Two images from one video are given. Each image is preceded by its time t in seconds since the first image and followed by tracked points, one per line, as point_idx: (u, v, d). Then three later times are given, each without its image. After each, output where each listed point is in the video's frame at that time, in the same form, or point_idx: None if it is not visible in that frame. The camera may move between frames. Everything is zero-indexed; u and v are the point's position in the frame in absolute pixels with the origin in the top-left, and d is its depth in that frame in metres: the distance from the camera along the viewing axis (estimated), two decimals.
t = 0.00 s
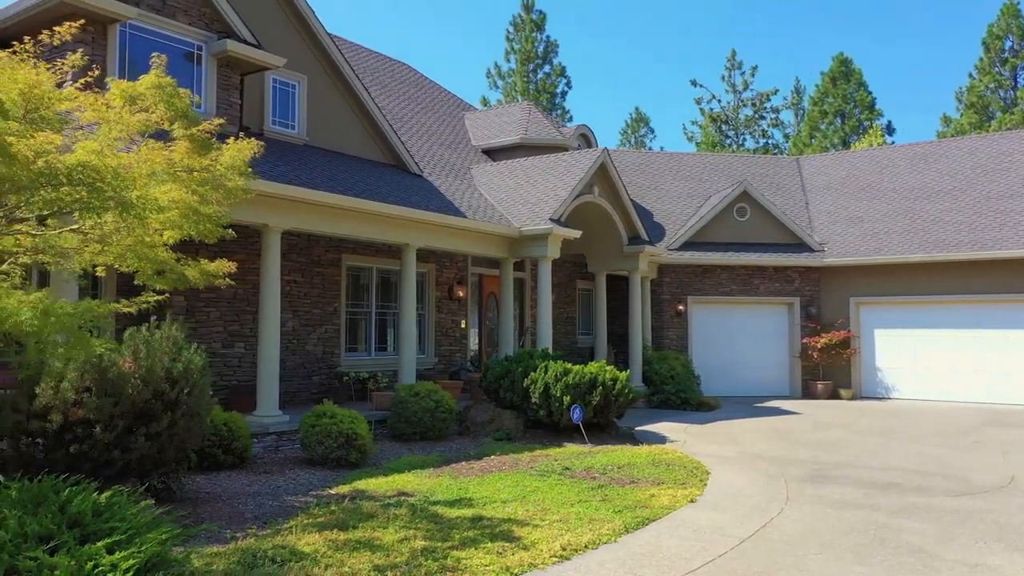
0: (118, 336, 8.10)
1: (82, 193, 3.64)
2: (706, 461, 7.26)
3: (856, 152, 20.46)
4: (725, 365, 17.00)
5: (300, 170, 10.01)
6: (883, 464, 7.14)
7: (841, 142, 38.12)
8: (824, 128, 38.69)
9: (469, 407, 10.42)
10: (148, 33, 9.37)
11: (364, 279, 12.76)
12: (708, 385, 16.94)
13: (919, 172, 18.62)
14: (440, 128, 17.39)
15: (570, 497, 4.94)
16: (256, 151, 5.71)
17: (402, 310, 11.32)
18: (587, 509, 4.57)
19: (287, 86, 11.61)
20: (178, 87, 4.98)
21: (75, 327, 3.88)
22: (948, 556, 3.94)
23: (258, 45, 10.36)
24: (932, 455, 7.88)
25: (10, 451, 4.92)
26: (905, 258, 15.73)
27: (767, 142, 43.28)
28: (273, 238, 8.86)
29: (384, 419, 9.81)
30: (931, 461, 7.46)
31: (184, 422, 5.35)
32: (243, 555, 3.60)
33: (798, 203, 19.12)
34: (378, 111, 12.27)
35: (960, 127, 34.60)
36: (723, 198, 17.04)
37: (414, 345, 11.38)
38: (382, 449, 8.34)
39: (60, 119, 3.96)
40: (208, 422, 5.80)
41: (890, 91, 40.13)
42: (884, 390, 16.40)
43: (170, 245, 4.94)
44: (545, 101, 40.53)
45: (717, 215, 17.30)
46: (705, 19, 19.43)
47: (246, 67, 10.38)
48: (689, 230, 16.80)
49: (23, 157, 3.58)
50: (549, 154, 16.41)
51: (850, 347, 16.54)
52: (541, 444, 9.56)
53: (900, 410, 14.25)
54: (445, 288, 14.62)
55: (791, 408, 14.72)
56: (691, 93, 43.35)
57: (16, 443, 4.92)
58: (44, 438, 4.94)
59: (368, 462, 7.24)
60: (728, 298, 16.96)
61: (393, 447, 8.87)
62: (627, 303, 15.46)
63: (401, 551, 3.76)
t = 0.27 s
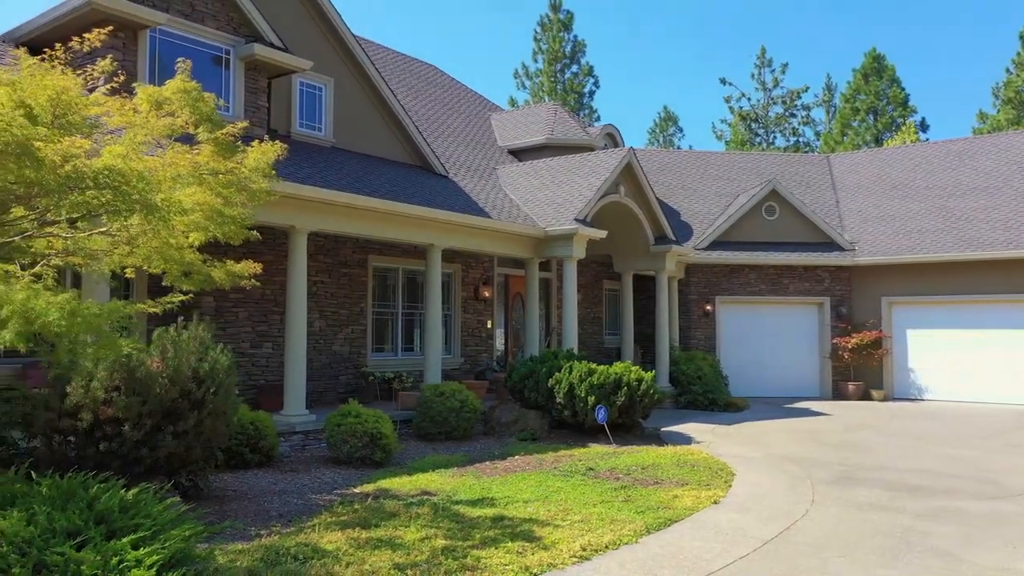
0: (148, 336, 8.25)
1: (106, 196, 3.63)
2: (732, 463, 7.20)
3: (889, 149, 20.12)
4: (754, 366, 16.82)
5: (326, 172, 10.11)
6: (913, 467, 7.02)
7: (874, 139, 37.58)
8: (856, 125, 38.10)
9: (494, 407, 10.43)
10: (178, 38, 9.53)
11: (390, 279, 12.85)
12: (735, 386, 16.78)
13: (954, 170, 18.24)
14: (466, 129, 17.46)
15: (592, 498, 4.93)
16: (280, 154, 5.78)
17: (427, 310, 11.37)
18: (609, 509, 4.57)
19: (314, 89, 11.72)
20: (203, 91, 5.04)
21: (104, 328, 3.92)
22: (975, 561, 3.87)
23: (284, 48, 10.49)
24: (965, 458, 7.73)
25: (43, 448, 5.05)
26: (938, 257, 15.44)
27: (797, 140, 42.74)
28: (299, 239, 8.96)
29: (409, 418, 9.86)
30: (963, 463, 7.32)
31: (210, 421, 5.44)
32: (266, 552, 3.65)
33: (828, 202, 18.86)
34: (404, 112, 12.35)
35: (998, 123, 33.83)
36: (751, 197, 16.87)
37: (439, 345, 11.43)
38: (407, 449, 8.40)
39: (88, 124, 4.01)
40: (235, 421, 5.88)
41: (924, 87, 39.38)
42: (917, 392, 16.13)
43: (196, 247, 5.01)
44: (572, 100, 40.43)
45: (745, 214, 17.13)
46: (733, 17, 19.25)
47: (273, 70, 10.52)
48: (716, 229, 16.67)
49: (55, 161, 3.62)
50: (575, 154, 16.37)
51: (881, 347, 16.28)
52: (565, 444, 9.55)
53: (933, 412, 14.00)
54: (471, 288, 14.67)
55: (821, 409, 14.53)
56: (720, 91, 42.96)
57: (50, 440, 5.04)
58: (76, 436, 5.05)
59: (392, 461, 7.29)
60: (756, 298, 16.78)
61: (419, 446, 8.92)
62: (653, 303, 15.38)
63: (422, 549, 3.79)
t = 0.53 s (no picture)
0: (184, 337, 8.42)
1: (135, 199, 3.72)
2: (763, 464, 7.12)
3: (928, 145, 19.69)
4: (788, 366, 16.57)
5: (356, 173, 10.20)
6: (951, 469, 6.88)
7: (913, 135, 36.94)
8: (895, 121, 37.41)
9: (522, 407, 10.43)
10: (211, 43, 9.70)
11: (420, 280, 12.93)
12: (769, 386, 16.58)
13: (996, 165, 17.79)
14: (496, 130, 17.50)
15: (618, 498, 4.92)
16: (307, 156, 5.85)
17: (456, 311, 11.42)
18: (635, 510, 4.55)
19: (344, 91, 11.81)
20: (231, 96, 5.11)
21: (133, 327, 4.01)
22: (1009, 565, 3.79)
23: (315, 52, 10.60)
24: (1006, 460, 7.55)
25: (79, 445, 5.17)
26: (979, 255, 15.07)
27: (834, 137, 42.06)
28: (330, 240, 9.05)
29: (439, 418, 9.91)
30: (1004, 466, 7.15)
31: (240, 419, 5.53)
32: (293, 549, 3.70)
33: (865, 199, 18.53)
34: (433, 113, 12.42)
35: None
36: (785, 196, 16.64)
37: (469, 345, 11.46)
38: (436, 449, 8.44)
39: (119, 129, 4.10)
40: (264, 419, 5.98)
41: (966, 81, 38.48)
42: (957, 393, 15.80)
43: (225, 248, 5.10)
44: (605, 100, 40.28)
45: (779, 212, 16.91)
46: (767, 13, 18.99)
47: (304, 74, 10.66)
48: (749, 228, 16.47)
49: (86, 165, 3.69)
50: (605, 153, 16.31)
51: (920, 347, 15.96)
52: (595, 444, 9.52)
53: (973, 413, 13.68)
54: (501, 288, 14.69)
55: (856, 411, 14.29)
56: (754, 88, 42.44)
57: (85, 438, 5.16)
58: (110, 434, 5.17)
59: (419, 460, 7.34)
60: (789, 297, 16.54)
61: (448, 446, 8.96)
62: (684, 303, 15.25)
63: (445, 548, 3.82)
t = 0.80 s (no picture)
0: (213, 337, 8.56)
1: (158, 202, 3.79)
2: (790, 465, 7.05)
3: (963, 141, 19.31)
4: (818, 367, 16.35)
5: (381, 174, 10.28)
6: (984, 472, 6.74)
7: (947, 132, 36.29)
8: (929, 118, 36.79)
9: (546, 407, 10.42)
10: (239, 48, 9.83)
11: (445, 280, 12.99)
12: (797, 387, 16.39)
13: None
14: (522, 130, 17.52)
15: (641, 499, 4.90)
16: (330, 159, 5.91)
17: (481, 311, 11.45)
18: (657, 511, 4.54)
19: (370, 93, 11.90)
20: (255, 98, 5.19)
21: (158, 328, 4.07)
22: None
23: (341, 54, 10.70)
24: None
25: (109, 444, 5.27)
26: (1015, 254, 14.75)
27: (866, 134, 41.44)
28: (355, 241, 9.13)
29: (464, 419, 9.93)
30: None
31: (265, 418, 5.61)
32: (315, 547, 3.74)
33: (898, 197, 18.22)
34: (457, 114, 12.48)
35: None
36: (815, 194, 16.43)
37: (494, 345, 11.47)
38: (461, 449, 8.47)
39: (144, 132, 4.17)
40: (289, 419, 6.05)
41: (1003, 76, 37.67)
42: (993, 394, 15.50)
43: (249, 250, 5.16)
44: (633, 99, 40.12)
45: (809, 211, 16.69)
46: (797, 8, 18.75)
47: (331, 77, 10.76)
48: (778, 227, 16.28)
49: (111, 168, 3.76)
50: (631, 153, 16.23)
51: (953, 347, 15.67)
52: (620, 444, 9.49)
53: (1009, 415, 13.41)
54: (527, 288, 14.69)
55: (888, 412, 14.07)
56: (784, 86, 41.97)
57: (115, 436, 5.26)
58: (138, 432, 5.24)
59: (442, 459, 7.38)
60: (819, 296, 16.32)
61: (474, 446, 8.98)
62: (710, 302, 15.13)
63: (466, 547, 3.84)
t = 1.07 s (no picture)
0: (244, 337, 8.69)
1: (184, 205, 3.87)
2: (820, 467, 6.97)
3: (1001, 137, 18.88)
4: (851, 367, 16.11)
5: (407, 175, 10.35)
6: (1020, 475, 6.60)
7: (984, 128, 35.49)
8: (965, 114, 36.04)
9: (572, 408, 10.41)
10: (268, 52, 9.97)
11: (472, 281, 13.04)
12: (828, 388, 16.17)
13: None
14: (549, 130, 17.51)
15: (665, 500, 4.88)
16: (356, 161, 5.97)
17: (507, 312, 11.47)
18: (681, 512, 4.52)
19: (397, 95, 11.98)
20: (280, 102, 5.26)
21: (185, 328, 4.15)
22: None
23: (368, 57, 10.80)
24: None
25: (140, 442, 5.38)
26: None
27: (900, 131, 40.71)
28: (381, 243, 9.21)
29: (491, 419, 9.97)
30: None
31: (291, 417, 5.69)
32: (339, 545, 3.79)
33: (933, 195, 17.88)
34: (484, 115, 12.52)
35: None
36: (846, 192, 16.19)
37: (520, 345, 11.48)
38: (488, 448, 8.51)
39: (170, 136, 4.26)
40: (315, 418, 6.12)
41: None
42: None
43: (275, 251, 5.24)
44: (662, 98, 39.88)
45: (840, 209, 16.45)
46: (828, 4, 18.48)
47: (358, 79, 10.86)
48: (809, 225, 16.07)
49: (138, 172, 3.85)
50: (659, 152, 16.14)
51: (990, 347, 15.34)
52: (647, 445, 9.45)
53: None
54: (554, 288, 14.68)
55: (922, 413, 13.82)
56: (816, 83, 41.40)
57: (146, 435, 5.37)
58: (168, 431, 5.35)
59: (467, 458, 7.42)
60: (850, 296, 16.08)
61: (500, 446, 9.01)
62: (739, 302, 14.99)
63: (487, 546, 3.85)
